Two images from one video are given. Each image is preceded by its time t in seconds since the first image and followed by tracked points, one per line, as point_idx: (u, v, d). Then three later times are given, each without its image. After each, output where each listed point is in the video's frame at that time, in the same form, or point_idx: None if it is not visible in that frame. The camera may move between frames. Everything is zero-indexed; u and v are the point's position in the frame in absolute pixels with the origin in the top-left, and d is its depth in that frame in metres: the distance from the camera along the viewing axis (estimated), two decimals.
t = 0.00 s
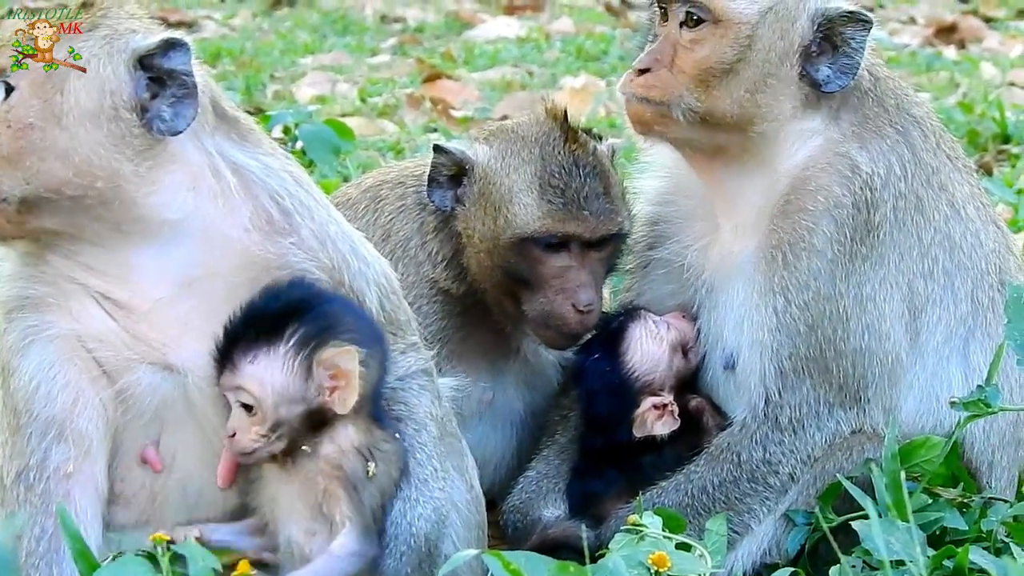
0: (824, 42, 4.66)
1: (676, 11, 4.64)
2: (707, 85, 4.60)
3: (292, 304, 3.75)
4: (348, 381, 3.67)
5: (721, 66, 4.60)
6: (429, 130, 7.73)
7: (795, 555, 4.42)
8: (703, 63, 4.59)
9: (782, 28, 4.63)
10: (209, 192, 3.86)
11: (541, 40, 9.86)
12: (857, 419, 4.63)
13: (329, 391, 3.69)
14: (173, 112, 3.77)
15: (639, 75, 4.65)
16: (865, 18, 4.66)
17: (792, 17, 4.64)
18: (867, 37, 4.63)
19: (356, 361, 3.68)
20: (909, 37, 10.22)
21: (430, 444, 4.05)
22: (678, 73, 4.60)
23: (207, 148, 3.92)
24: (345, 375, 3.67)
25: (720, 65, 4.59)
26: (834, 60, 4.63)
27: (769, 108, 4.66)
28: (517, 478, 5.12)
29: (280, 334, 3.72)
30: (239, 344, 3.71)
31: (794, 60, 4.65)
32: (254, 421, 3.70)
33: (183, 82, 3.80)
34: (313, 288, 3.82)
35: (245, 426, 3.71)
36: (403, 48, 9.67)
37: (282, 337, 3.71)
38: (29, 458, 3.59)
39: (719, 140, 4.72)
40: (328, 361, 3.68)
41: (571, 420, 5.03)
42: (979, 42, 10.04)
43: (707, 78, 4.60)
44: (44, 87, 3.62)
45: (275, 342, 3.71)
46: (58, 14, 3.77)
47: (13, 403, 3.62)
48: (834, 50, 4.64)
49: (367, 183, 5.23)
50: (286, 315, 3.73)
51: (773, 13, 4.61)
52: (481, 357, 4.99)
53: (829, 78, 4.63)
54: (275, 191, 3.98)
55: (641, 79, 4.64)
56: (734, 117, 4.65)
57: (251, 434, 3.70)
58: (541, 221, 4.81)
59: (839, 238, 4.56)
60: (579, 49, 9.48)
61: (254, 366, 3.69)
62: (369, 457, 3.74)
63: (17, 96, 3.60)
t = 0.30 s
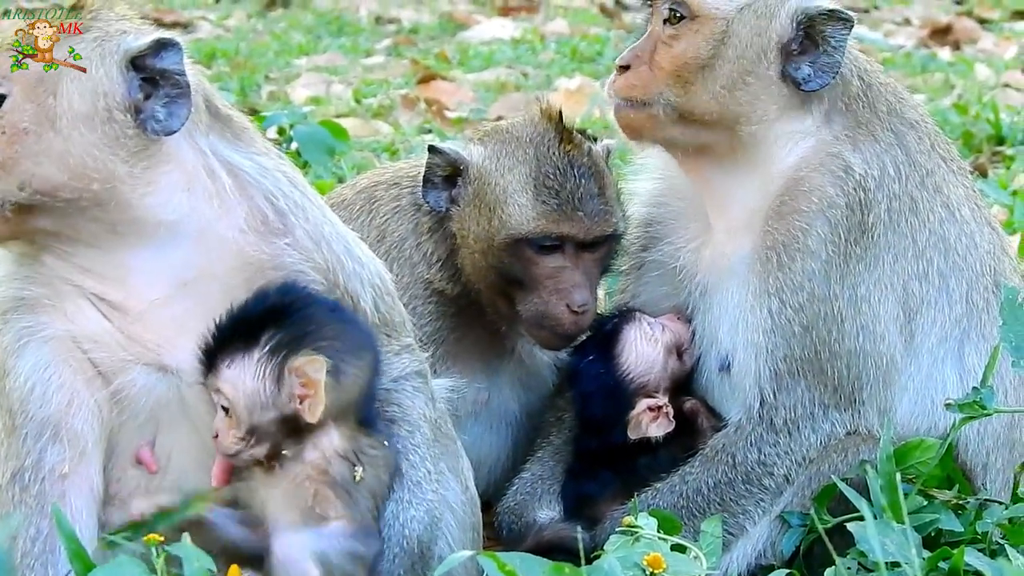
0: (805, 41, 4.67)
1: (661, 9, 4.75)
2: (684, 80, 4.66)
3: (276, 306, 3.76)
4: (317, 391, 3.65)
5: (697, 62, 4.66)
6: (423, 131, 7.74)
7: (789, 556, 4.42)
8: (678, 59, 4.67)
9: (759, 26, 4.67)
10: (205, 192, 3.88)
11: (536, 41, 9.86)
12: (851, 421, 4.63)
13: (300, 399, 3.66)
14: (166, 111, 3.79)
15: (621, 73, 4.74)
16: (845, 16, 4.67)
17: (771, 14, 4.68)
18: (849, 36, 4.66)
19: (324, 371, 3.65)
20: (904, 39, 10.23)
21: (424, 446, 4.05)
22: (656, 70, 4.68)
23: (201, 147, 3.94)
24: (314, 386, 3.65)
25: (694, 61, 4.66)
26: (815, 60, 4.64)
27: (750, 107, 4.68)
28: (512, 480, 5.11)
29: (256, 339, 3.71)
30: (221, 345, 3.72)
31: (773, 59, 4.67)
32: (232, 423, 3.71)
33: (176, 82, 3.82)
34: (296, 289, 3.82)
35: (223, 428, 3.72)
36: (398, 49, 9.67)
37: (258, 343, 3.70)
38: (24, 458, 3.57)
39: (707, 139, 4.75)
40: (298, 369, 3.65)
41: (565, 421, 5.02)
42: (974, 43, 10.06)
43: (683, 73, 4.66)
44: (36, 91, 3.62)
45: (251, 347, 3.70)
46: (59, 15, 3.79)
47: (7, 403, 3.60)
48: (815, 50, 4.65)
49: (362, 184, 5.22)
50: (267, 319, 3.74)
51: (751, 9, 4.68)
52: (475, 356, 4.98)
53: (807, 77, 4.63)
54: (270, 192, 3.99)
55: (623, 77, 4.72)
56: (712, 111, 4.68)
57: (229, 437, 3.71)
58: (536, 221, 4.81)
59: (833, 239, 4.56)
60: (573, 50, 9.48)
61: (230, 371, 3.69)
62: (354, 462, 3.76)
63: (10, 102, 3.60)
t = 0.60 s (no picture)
0: (799, 42, 4.68)
1: (656, 10, 4.77)
2: (678, 81, 4.69)
3: (260, 314, 3.76)
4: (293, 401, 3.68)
5: (688, 62, 4.68)
6: (422, 131, 7.73)
7: (788, 558, 4.44)
8: (672, 59, 4.69)
9: (753, 25, 4.68)
10: (200, 194, 3.88)
11: (535, 41, 9.86)
12: (850, 422, 4.63)
13: (274, 407, 3.69)
14: (158, 117, 3.78)
15: (616, 75, 4.78)
16: (838, 15, 4.67)
17: (763, 14, 4.69)
18: (842, 37, 4.67)
19: (301, 381, 3.69)
20: (904, 38, 10.23)
21: (411, 448, 4.02)
22: (649, 71, 4.72)
23: (194, 148, 3.92)
24: (290, 395, 3.68)
25: (687, 61, 4.68)
26: (808, 59, 4.64)
27: (745, 107, 4.69)
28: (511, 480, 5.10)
29: (237, 344, 3.71)
30: (199, 347, 3.71)
31: (766, 58, 4.67)
32: (207, 424, 3.71)
33: (168, 87, 3.80)
34: (275, 293, 3.83)
35: (199, 427, 3.72)
36: (397, 49, 9.66)
37: (237, 349, 3.71)
38: (20, 459, 3.59)
39: (702, 140, 4.76)
40: (275, 378, 3.68)
41: (564, 422, 5.02)
42: (973, 43, 10.06)
43: (676, 74, 4.69)
44: (30, 97, 3.64)
45: (230, 351, 3.71)
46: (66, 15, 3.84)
47: (4, 406, 3.62)
48: (808, 49, 4.66)
49: (360, 184, 5.21)
50: (251, 323, 3.74)
51: (743, 10, 4.69)
52: (474, 356, 4.97)
53: (801, 77, 4.64)
54: (265, 192, 3.99)
55: (618, 79, 4.76)
56: (705, 111, 4.68)
57: (202, 437, 3.72)
58: (535, 222, 4.82)
59: (832, 240, 4.56)
60: (573, 50, 9.48)
61: (208, 373, 3.69)
62: (317, 468, 3.77)
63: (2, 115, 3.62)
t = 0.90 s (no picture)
0: (794, 43, 4.66)
1: (653, 14, 4.75)
2: (676, 85, 4.68)
3: (259, 314, 3.75)
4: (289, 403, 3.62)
5: (685, 66, 4.67)
6: (419, 132, 7.73)
7: (784, 559, 4.43)
8: (669, 63, 4.67)
9: (747, 27, 4.66)
10: (198, 198, 3.89)
11: (532, 42, 9.85)
12: (848, 424, 4.63)
13: (271, 409, 3.64)
14: (160, 120, 3.80)
15: (613, 79, 4.76)
16: (834, 16, 4.65)
17: (758, 15, 4.67)
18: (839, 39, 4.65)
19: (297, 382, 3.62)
20: (901, 41, 10.23)
21: (412, 450, 4.04)
22: (645, 75, 4.70)
23: (192, 150, 3.95)
24: (286, 396, 3.61)
25: (683, 65, 4.66)
26: (804, 60, 4.63)
27: (742, 110, 4.68)
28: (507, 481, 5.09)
29: (237, 344, 3.69)
30: (202, 349, 3.70)
31: (762, 60, 4.66)
32: (207, 425, 3.69)
33: (168, 89, 3.82)
34: (280, 297, 3.84)
35: (200, 429, 3.71)
36: (394, 50, 9.66)
37: (237, 349, 3.68)
38: (20, 460, 3.57)
39: (701, 143, 4.75)
40: (271, 379, 3.63)
41: (561, 423, 5.01)
42: (971, 46, 10.07)
43: (673, 77, 4.68)
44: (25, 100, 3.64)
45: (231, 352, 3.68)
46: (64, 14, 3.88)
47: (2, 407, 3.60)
48: (804, 50, 4.64)
49: (358, 184, 5.21)
50: (251, 324, 3.72)
51: (738, 12, 4.67)
52: (472, 359, 4.96)
53: (797, 78, 4.64)
54: (263, 192, 4.02)
55: (615, 86, 4.74)
56: (701, 115, 4.68)
57: (205, 439, 3.70)
58: (526, 233, 4.82)
59: (830, 242, 4.56)
60: (570, 52, 9.48)
61: (208, 374, 3.66)
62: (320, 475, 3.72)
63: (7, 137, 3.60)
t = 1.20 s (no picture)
0: (793, 44, 4.68)
1: (651, 15, 4.75)
2: (672, 83, 4.67)
3: (282, 308, 3.74)
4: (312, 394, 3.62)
5: (682, 65, 4.66)
6: (420, 132, 7.74)
7: (784, 561, 4.42)
8: (666, 62, 4.67)
9: (746, 28, 4.67)
10: (211, 207, 3.84)
11: (533, 43, 9.85)
12: (847, 425, 4.63)
13: (293, 401, 3.63)
14: (174, 132, 3.76)
15: (613, 79, 4.75)
16: (831, 16, 4.68)
17: (757, 16, 4.68)
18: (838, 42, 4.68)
19: (321, 373, 3.63)
20: (903, 43, 10.23)
21: (422, 454, 4.09)
22: (644, 75, 4.70)
23: (198, 159, 3.89)
24: (309, 388, 3.62)
25: (680, 64, 4.66)
26: (803, 62, 4.64)
27: (740, 109, 4.68)
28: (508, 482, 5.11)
29: (260, 336, 3.67)
30: (227, 340, 3.67)
31: (760, 60, 4.68)
32: (228, 418, 3.64)
33: (178, 101, 3.78)
34: (302, 291, 3.82)
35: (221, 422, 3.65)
36: (395, 51, 9.67)
37: (260, 340, 3.66)
38: (18, 458, 3.65)
39: (697, 142, 4.76)
40: (295, 371, 3.63)
41: (561, 425, 5.00)
42: (972, 49, 10.08)
43: (670, 76, 4.67)
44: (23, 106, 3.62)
45: (254, 343, 3.66)
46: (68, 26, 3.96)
47: (4, 404, 3.67)
48: (802, 51, 4.66)
49: (360, 185, 5.20)
50: (276, 317, 3.72)
51: (737, 12, 4.67)
52: (473, 360, 4.97)
53: (796, 78, 4.65)
54: (271, 198, 3.99)
55: (614, 85, 4.73)
56: (701, 114, 4.68)
57: (226, 432, 3.65)
58: (524, 241, 4.80)
59: (830, 243, 4.56)
60: (571, 53, 9.48)
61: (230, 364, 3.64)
62: (338, 470, 3.68)
63: (33, 181, 3.57)
